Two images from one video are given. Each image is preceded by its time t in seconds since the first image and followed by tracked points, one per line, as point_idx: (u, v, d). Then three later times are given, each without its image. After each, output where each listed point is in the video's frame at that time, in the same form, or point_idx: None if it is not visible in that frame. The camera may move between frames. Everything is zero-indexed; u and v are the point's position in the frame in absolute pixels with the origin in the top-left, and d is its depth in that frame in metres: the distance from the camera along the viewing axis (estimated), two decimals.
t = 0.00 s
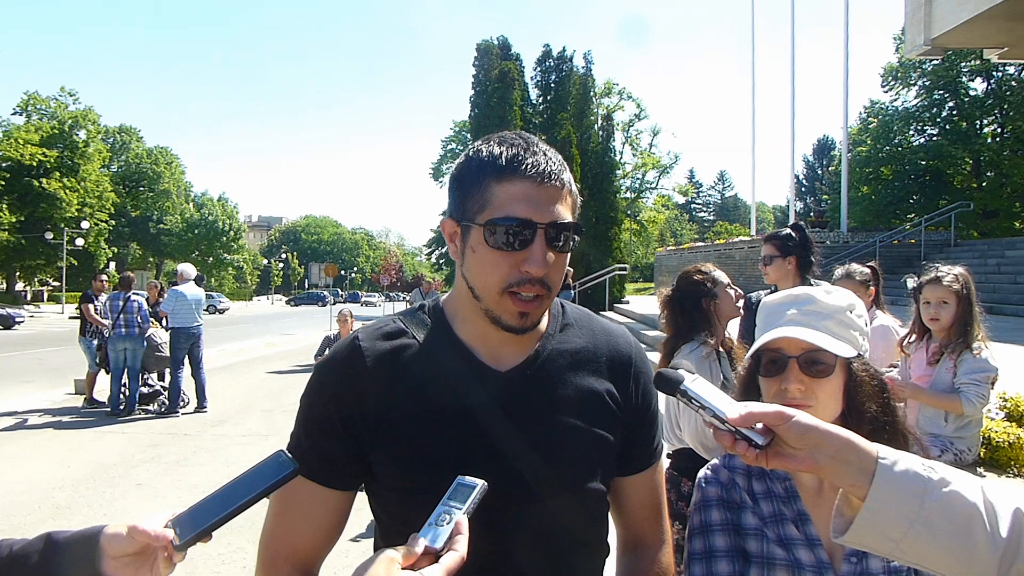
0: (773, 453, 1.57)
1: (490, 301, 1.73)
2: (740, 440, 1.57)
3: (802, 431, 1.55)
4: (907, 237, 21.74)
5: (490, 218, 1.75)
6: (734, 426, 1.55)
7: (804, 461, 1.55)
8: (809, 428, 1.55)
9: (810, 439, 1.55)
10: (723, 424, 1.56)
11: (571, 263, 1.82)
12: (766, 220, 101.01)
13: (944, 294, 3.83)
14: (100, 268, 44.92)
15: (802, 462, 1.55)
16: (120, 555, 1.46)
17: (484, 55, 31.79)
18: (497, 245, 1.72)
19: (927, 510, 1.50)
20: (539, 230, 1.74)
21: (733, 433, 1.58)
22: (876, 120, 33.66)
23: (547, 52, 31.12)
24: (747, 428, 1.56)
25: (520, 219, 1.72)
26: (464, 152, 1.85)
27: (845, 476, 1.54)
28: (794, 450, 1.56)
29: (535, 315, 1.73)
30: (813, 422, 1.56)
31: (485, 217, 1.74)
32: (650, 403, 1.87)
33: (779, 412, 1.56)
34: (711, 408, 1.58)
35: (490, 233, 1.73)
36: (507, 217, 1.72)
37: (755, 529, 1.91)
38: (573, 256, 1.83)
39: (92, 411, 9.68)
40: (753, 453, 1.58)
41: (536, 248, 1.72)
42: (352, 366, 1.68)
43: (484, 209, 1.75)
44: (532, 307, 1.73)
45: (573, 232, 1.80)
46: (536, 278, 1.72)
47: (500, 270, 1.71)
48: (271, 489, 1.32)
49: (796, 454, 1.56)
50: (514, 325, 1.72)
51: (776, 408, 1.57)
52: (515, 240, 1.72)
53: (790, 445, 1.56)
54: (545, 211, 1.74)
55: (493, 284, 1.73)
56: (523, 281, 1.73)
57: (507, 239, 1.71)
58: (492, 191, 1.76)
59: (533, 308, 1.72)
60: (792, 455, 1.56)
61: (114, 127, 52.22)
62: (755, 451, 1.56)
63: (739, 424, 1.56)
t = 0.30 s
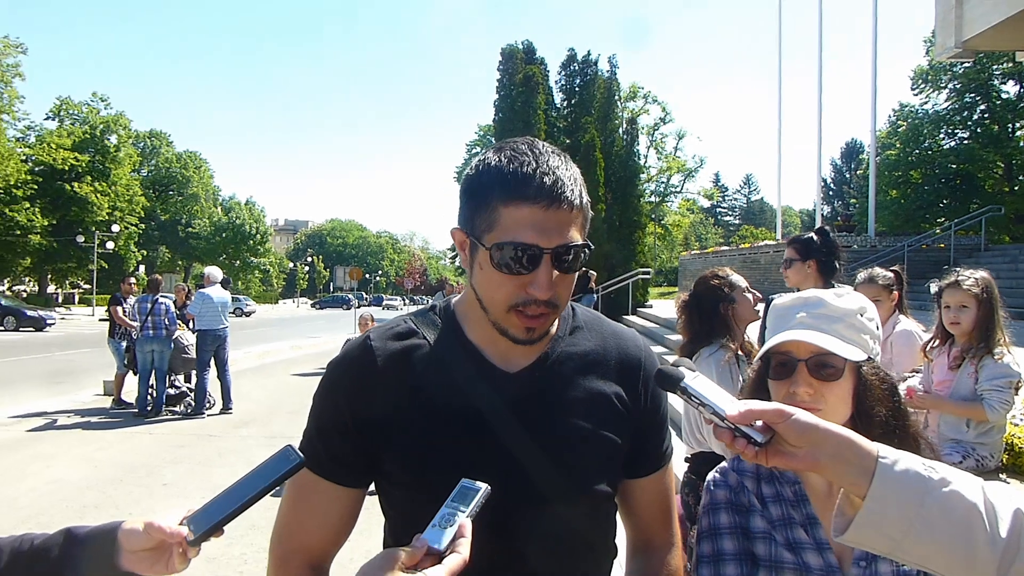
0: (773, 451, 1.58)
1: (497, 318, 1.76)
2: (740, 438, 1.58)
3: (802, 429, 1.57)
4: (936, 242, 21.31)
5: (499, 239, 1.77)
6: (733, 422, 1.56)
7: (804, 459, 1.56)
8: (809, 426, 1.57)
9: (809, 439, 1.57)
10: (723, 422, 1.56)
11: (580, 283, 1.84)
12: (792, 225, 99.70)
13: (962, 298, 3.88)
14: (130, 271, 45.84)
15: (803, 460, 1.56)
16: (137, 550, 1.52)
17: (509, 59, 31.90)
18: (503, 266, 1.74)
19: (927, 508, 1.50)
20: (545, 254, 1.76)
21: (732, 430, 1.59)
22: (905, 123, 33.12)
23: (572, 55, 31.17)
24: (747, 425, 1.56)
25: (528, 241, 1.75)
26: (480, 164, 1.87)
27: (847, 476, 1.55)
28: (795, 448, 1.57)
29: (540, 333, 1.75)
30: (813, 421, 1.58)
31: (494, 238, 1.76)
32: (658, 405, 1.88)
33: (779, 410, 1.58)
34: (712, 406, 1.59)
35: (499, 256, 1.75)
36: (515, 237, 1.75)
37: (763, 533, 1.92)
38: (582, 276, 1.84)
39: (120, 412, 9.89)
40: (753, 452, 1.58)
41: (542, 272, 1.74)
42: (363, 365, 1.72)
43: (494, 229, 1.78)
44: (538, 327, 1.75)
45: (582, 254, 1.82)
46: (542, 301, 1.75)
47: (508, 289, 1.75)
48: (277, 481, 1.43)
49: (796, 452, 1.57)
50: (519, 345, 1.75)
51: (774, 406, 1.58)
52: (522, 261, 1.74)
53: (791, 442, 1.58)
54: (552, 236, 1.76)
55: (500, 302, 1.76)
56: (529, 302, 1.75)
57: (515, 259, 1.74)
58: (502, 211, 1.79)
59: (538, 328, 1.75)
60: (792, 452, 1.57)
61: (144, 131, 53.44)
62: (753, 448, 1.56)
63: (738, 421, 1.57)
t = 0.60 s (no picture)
0: (778, 448, 1.59)
1: (506, 324, 1.79)
2: (746, 434, 1.58)
3: (809, 427, 1.57)
4: (953, 244, 21.04)
5: (507, 247, 1.80)
6: (739, 419, 1.56)
7: (809, 456, 1.57)
8: (814, 424, 1.57)
9: (814, 436, 1.57)
10: (729, 419, 1.57)
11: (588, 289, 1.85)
12: (807, 227, 98.97)
13: (977, 301, 3.87)
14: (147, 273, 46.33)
15: (807, 457, 1.57)
16: (155, 551, 1.56)
17: (522, 62, 31.93)
18: (511, 274, 1.77)
19: (932, 507, 1.52)
20: (551, 262, 1.78)
21: (739, 426, 1.59)
22: (922, 125, 32.85)
23: (585, 58, 31.20)
24: (753, 422, 1.56)
25: (534, 247, 1.77)
26: (487, 171, 1.89)
27: (851, 474, 1.55)
28: (799, 445, 1.58)
29: (549, 341, 1.77)
30: (820, 419, 1.58)
31: (501, 247, 1.79)
32: (668, 407, 1.89)
33: (785, 408, 1.58)
34: (718, 403, 1.60)
35: (507, 265, 1.78)
36: (521, 245, 1.77)
37: (773, 536, 1.92)
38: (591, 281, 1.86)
39: (136, 414, 10.00)
40: (759, 447, 1.58)
41: (548, 279, 1.77)
42: (373, 368, 1.76)
43: (502, 237, 1.81)
44: (547, 338, 1.78)
45: (590, 260, 1.83)
46: (548, 308, 1.78)
47: (515, 298, 1.77)
48: (288, 484, 1.46)
49: (802, 449, 1.58)
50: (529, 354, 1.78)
51: (781, 404, 1.58)
52: (529, 268, 1.77)
53: (797, 440, 1.58)
54: (558, 243, 1.78)
55: (508, 309, 1.79)
56: (536, 311, 1.78)
57: (522, 267, 1.76)
58: (508, 220, 1.82)
59: (546, 336, 1.77)
60: (796, 449, 1.58)
61: (160, 136, 54.06)
62: (760, 445, 1.57)
63: (745, 417, 1.56)
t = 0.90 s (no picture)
0: (790, 445, 1.58)
1: (504, 308, 1.82)
2: (757, 428, 1.57)
3: (821, 423, 1.57)
4: (958, 246, 20.94)
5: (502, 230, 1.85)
6: (752, 414, 1.55)
7: (820, 453, 1.56)
8: (827, 420, 1.57)
9: (826, 432, 1.56)
10: (742, 414, 1.56)
11: (589, 270, 1.86)
12: (813, 229, 98.70)
13: (992, 301, 3.91)
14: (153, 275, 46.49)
15: (820, 454, 1.56)
16: (165, 552, 1.58)
17: (526, 64, 31.99)
18: (508, 256, 1.82)
19: (941, 508, 1.52)
20: (543, 240, 1.81)
21: (751, 422, 1.58)
22: (927, 127, 32.84)
23: (589, 60, 31.26)
24: (766, 417, 1.55)
25: (527, 229, 1.81)
26: (487, 167, 1.98)
27: (862, 471, 1.56)
28: (812, 441, 1.57)
29: (546, 324, 1.78)
30: (832, 416, 1.58)
31: (495, 227, 1.85)
32: (682, 409, 1.88)
33: (798, 404, 1.58)
34: (730, 397, 1.59)
35: (502, 246, 1.82)
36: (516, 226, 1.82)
37: (781, 538, 1.92)
38: (591, 261, 1.87)
39: (142, 416, 10.04)
40: (770, 444, 1.57)
41: (539, 260, 1.80)
42: (384, 368, 1.78)
43: (496, 220, 1.86)
44: (543, 319, 1.80)
45: (588, 239, 1.85)
46: (541, 286, 1.80)
47: (509, 279, 1.82)
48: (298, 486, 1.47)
49: (815, 445, 1.57)
50: (525, 336, 1.80)
51: (794, 400, 1.58)
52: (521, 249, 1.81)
53: (808, 437, 1.57)
54: (547, 220, 1.81)
55: (507, 293, 1.82)
56: (531, 292, 1.80)
57: (517, 248, 1.81)
58: (503, 205, 1.87)
59: (543, 318, 1.78)
60: (809, 447, 1.57)
61: (166, 138, 54.34)
62: (771, 440, 1.56)
63: (758, 414, 1.56)
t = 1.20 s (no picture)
0: (799, 442, 1.59)
1: (499, 296, 1.91)
2: (767, 426, 1.58)
3: (830, 421, 1.58)
4: (960, 247, 20.91)
5: (493, 220, 1.96)
6: (761, 412, 1.57)
7: (829, 452, 1.58)
8: (836, 418, 1.58)
9: (834, 431, 1.58)
10: (751, 411, 1.57)
11: (580, 250, 1.92)
12: (814, 230, 98.52)
13: (992, 306, 3.99)
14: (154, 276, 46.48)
15: (827, 453, 1.58)
16: (175, 553, 1.61)
17: (528, 64, 32.07)
18: (498, 243, 1.92)
19: (949, 508, 1.53)
20: (530, 224, 1.90)
21: (760, 420, 1.60)
22: (929, 128, 32.86)
23: (591, 61, 31.31)
24: (775, 414, 1.57)
25: (513, 215, 1.92)
26: (485, 171, 2.12)
27: (869, 469, 1.57)
28: (820, 439, 1.58)
29: (536, 303, 1.85)
30: (840, 414, 1.59)
31: (484, 215, 1.97)
32: (690, 408, 1.91)
33: (807, 402, 1.59)
34: (738, 394, 1.61)
35: (493, 233, 1.94)
36: (503, 216, 1.93)
37: (790, 539, 1.94)
38: (583, 242, 1.92)
39: (143, 416, 10.06)
40: (779, 440, 1.59)
41: (528, 242, 1.88)
42: (396, 369, 1.82)
43: (488, 214, 1.98)
44: (533, 297, 1.87)
45: (577, 219, 1.92)
46: (531, 267, 1.86)
47: (501, 266, 1.90)
48: (310, 481, 1.51)
49: (822, 444, 1.58)
50: (517, 314, 1.87)
51: (803, 397, 1.60)
52: (508, 235, 1.91)
53: (817, 435, 1.59)
54: (534, 205, 1.91)
55: (501, 281, 1.91)
56: (520, 274, 1.87)
57: (506, 235, 1.91)
58: (493, 199, 1.99)
59: (532, 297, 1.86)
60: (817, 445, 1.58)
61: (167, 139, 54.47)
62: (780, 438, 1.57)
63: (766, 410, 1.57)
